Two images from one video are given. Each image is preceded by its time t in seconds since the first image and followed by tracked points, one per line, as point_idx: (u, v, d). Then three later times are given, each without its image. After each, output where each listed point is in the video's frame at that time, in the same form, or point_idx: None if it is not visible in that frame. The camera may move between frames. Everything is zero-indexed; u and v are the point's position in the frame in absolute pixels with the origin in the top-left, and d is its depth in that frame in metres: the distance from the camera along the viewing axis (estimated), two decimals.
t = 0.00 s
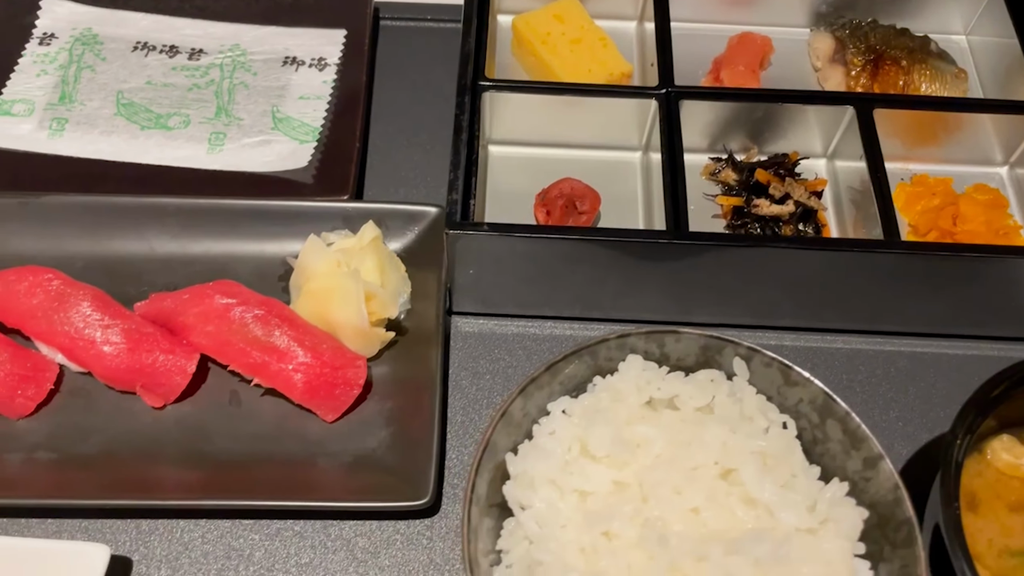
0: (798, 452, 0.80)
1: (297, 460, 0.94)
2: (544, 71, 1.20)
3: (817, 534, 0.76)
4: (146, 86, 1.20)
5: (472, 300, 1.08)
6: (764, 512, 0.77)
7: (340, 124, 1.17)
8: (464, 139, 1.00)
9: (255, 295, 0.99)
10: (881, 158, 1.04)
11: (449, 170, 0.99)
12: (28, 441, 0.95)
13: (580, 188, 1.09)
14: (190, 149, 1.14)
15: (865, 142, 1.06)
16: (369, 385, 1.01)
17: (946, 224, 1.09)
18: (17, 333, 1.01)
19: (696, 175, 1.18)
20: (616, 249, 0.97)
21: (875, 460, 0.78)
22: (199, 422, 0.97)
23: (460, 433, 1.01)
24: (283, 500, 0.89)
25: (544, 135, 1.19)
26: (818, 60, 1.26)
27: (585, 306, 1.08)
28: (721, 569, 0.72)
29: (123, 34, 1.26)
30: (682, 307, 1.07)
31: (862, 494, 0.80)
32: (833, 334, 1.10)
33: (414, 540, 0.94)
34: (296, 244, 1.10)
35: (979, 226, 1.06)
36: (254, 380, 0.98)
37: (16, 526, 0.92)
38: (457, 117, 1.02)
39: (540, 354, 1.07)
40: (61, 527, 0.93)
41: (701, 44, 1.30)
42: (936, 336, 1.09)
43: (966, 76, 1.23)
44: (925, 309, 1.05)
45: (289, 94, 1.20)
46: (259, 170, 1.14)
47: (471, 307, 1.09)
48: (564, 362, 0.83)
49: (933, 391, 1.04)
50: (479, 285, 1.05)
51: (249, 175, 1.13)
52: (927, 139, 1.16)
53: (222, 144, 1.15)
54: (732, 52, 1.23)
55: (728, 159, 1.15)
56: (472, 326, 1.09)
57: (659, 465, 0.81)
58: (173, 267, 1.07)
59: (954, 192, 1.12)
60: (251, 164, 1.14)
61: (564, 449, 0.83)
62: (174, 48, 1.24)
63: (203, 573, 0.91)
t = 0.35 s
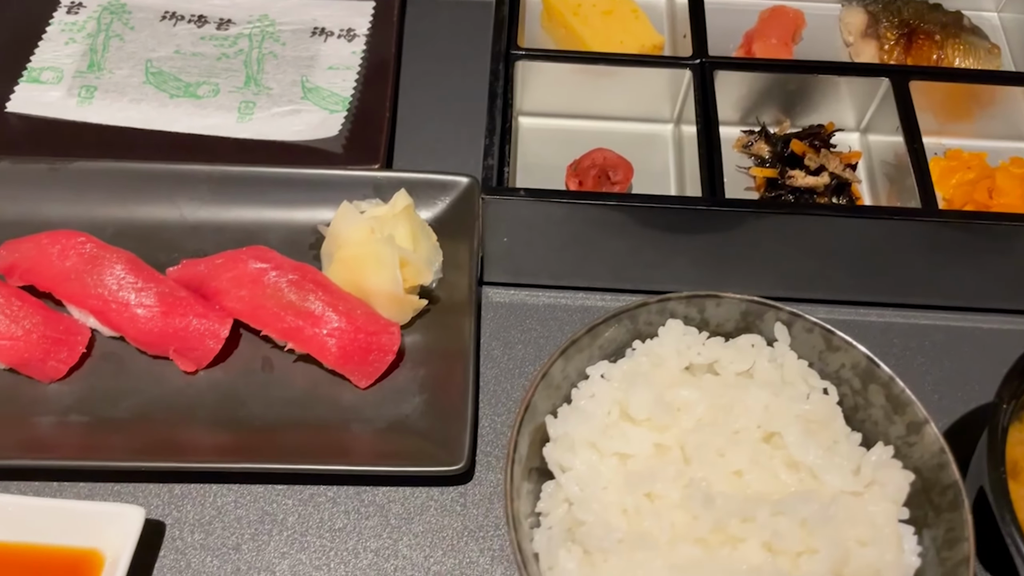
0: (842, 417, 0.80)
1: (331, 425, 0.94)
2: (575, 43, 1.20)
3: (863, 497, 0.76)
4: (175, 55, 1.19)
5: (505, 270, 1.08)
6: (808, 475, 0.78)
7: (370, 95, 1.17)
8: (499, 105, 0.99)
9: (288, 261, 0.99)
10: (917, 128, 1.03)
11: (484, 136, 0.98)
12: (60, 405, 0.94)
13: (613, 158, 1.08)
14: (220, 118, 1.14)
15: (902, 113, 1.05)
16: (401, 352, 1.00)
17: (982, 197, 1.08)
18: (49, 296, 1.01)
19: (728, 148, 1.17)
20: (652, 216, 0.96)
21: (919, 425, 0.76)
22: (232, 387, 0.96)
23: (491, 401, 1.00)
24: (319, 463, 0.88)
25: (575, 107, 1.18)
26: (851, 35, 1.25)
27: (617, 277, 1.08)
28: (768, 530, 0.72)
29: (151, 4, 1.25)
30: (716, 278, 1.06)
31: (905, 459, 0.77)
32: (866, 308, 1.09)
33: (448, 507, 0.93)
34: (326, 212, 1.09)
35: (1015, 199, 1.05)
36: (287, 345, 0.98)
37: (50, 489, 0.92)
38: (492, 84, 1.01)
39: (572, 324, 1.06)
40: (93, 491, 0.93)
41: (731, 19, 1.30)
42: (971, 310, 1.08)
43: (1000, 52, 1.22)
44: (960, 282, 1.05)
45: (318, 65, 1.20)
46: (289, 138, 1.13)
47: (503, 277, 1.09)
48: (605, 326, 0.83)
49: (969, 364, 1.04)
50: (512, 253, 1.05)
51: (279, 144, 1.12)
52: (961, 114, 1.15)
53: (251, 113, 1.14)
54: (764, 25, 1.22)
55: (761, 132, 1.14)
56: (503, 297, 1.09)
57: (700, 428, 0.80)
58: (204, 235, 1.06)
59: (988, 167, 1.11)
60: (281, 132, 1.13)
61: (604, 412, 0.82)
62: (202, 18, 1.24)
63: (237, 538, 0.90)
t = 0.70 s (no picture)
0: (869, 382, 0.81)
1: (360, 390, 0.95)
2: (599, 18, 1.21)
3: (893, 456, 0.77)
4: (202, 28, 1.21)
5: (531, 242, 1.08)
6: (838, 436, 0.79)
7: (396, 68, 1.18)
8: (527, 75, 1.00)
9: (319, 229, 1.00)
10: (941, 102, 1.04)
11: (514, 105, 0.99)
12: (91, 367, 0.95)
13: (639, 131, 1.09)
14: (248, 89, 1.15)
15: (926, 87, 1.06)
16: (429, 321, 1.01)
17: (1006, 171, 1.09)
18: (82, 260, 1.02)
19: (751, 124, 1.18)
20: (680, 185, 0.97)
21: (947, 388, 0.76)
22: (261, 352, 0.97)
23: (518, 369, 1.01)
24: (349, 425, 0.89)
25: (599, 82, 1.19)
26: (873, 13, 1.27)
27: (642, 249, 1.09)
28: (801, 486, 0.73)
29: None
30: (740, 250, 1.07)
31: (935, 422, 0.78)
32: (889, 282, 1.10)
33: (476, 471, 0.95)
34: (353, 182, 1.10)
35: None
36: (317, 311, 0.99)
37: (83, 449, 0.93)
38: (521, 55, 1.02)
39: (598, 295, 1.07)
40: (125, 452, 0.94)
41: None
42: (993, 284, 1.09)
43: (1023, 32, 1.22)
44: (983, 255, 1.05)
45: (344, 39, 1.21)
46: (316, 110, 1.14)
47: (529, 249, 1.10)
48: (636, 289, 0.83)
49: (992, 337, 1.04)
50: (538, 224, 1.06)
51: (307, 115, 1.13)
52: (984, 91, 1.16)
53: (279, 85, 1.15)
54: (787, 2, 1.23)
55: (785, 107, 1.15)
56: (528, 268, 1.10)
57: (731, 390, 0.81)
58: (233, 203, 1.07)
59: (1011, 143, 1.12)
60: (309, 104, 1.14)
61: (635, 374, 0.83)
62: None
63: (268, 499, 0.92)
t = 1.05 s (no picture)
0: (890, 354, 0.82)
1: (386, 362, 0.96)
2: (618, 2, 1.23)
3: (914, 425, 0.79)
4: (226, 10, 1.22)
5: (551, 220, 1.10)
6: (859, 405, 0.81)
7: (417, 50, 1.20)
8: (551, 54, 1.02)
9: (345, 205, 1.02)
10: (958, 84, 1.05)
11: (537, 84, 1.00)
12: (121, 339, 0.96)
13: (659, 112, 1.11)
14: (272, 70, 1.16)
15: (943, 70, 1.07)
16: (453, 297, 1.03)
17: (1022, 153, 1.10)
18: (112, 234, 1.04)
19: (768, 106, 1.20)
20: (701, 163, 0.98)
21: (967, 358, 0.77)
22: (288, 326, 0.99)
23: (539, 345, 1.03)
24: (376, 396, 0.91)
25: (618, 64, 1.21)
26: None
27: (661, 227, 1.10)
28: (825, 451, 0.75)
29: None
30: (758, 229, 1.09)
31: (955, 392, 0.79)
32: (905, 262, 1.11)
33: (500, 443, 0.96)
34: (376, 161, 1.11)
35: None
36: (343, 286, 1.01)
37: (112, 419, 0.95)
38: (543, 35, 1.04)
39: (618, 273, 1.09)
40: (155, 422, 0.96)
41: None
42: (1009, 264, 1.10)
43: None
44: (999, 234, 1.07)
45: (366, 21, 1.23)
46: (339, 90, 1.15)
47: (550, 228, 1.11)
48: (660, 263, 0.85)
49: (1008, 315, 1.05)
50: (559, 202, 1.07)
51: (330, 96, 1.15)
52: (999, 75, 1.17)
53: (302, 65, 1.17)
54: None
55: (802, 89, 1.16)
56: (549, 246, 1.11)
57: (754, 360, 0.83)
58: (258, 181, 1.09)
59: None
60: (332, 84, 1.16)
61: (659, 345, 0.84)
62: None
63: (295, 469, 0.93)
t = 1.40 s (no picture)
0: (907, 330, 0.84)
1: (410, 340, 0.98)
2: None
3: (933, 397, 0.80)
4: None
5: (571, 203, 1.11)
6: (879, 378, 0.82)
7: (437, 35, 1.21)
8: (572, 38, 1.03)
9: (369, 186, 1.04)
10: (973, 69, 1.07)
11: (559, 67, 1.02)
12: (149, 316, 0.98)
13: (677, 95, 1.13)
14: (294, 54, 1.18)
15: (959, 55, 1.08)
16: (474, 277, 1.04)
17: None
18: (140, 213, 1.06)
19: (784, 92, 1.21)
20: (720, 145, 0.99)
21: (984, 334, 0.78)
22: (313, 304, 1.00)
23: (559, 324, 1.04)
24: (401, 371, 0.92)
25: (635, 50, 1.22)
26: None
27: (679, 210, 1.12)
28: (846, 422, 0.77)
29: None
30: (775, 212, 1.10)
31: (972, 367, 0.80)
32: (919, 245, 1.13)
33: (522, 419, 0.98)
34: (397, 143, 1.12)
35: None
36: (366, 265, 1.02)
37: (141, 394, 0.96)
38: (565, 19, 1.05)
39: (636, 254, 1.10)
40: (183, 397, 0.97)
41: None
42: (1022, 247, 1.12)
43: None
44: (1013, 217, 1.08)
45: (387, 7, 1.24)
46: (361, 75, 1.17)
47: (569, 210, 1.13)
48: (683, 240, 0.86)
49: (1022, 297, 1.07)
50: (579, 185, 1.08)
51: (352, 80, 1.17)
52: (1015, 62, 1.19)
53: (324, 50, 1.18)
54: None
55: (818, 75, 1.18)
56: (568, 229, 1.13)
57: (775, 335, 0.84)
58: (282, 163, 1.10)
59: None
60: (354, 68, 1.17)
61: (682, 320, 0.86)
62: None
63: (321, 443, 0.95)
